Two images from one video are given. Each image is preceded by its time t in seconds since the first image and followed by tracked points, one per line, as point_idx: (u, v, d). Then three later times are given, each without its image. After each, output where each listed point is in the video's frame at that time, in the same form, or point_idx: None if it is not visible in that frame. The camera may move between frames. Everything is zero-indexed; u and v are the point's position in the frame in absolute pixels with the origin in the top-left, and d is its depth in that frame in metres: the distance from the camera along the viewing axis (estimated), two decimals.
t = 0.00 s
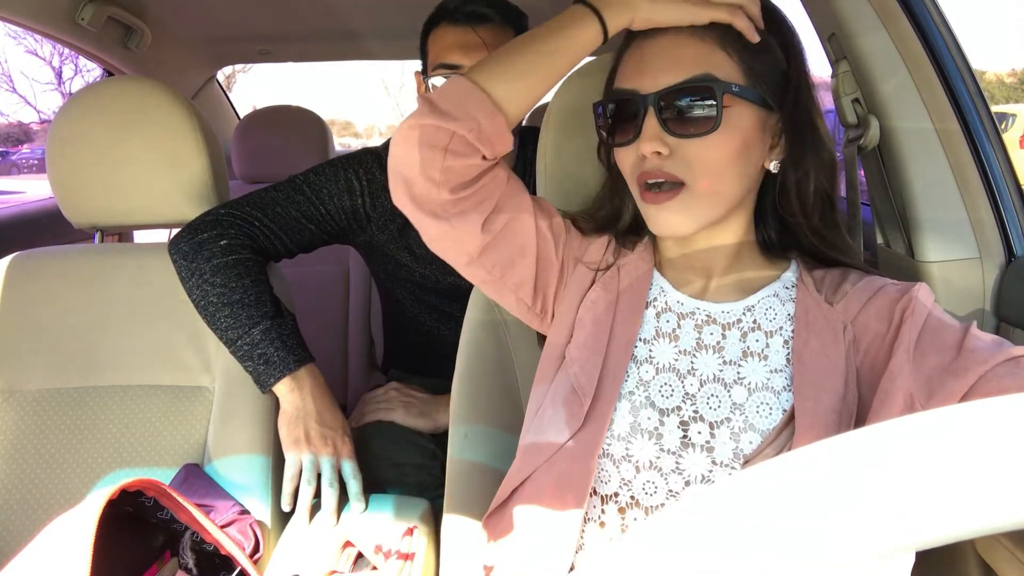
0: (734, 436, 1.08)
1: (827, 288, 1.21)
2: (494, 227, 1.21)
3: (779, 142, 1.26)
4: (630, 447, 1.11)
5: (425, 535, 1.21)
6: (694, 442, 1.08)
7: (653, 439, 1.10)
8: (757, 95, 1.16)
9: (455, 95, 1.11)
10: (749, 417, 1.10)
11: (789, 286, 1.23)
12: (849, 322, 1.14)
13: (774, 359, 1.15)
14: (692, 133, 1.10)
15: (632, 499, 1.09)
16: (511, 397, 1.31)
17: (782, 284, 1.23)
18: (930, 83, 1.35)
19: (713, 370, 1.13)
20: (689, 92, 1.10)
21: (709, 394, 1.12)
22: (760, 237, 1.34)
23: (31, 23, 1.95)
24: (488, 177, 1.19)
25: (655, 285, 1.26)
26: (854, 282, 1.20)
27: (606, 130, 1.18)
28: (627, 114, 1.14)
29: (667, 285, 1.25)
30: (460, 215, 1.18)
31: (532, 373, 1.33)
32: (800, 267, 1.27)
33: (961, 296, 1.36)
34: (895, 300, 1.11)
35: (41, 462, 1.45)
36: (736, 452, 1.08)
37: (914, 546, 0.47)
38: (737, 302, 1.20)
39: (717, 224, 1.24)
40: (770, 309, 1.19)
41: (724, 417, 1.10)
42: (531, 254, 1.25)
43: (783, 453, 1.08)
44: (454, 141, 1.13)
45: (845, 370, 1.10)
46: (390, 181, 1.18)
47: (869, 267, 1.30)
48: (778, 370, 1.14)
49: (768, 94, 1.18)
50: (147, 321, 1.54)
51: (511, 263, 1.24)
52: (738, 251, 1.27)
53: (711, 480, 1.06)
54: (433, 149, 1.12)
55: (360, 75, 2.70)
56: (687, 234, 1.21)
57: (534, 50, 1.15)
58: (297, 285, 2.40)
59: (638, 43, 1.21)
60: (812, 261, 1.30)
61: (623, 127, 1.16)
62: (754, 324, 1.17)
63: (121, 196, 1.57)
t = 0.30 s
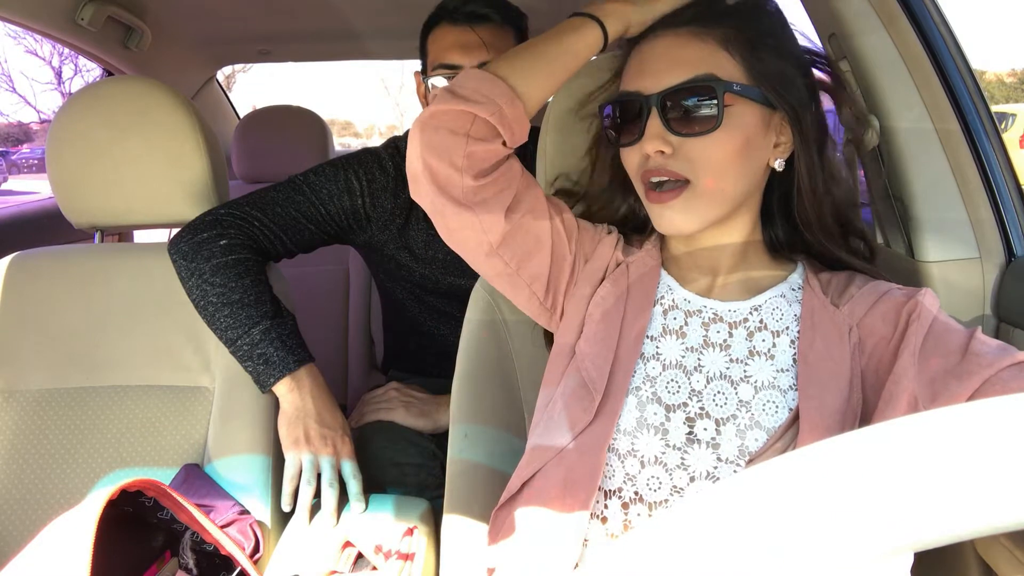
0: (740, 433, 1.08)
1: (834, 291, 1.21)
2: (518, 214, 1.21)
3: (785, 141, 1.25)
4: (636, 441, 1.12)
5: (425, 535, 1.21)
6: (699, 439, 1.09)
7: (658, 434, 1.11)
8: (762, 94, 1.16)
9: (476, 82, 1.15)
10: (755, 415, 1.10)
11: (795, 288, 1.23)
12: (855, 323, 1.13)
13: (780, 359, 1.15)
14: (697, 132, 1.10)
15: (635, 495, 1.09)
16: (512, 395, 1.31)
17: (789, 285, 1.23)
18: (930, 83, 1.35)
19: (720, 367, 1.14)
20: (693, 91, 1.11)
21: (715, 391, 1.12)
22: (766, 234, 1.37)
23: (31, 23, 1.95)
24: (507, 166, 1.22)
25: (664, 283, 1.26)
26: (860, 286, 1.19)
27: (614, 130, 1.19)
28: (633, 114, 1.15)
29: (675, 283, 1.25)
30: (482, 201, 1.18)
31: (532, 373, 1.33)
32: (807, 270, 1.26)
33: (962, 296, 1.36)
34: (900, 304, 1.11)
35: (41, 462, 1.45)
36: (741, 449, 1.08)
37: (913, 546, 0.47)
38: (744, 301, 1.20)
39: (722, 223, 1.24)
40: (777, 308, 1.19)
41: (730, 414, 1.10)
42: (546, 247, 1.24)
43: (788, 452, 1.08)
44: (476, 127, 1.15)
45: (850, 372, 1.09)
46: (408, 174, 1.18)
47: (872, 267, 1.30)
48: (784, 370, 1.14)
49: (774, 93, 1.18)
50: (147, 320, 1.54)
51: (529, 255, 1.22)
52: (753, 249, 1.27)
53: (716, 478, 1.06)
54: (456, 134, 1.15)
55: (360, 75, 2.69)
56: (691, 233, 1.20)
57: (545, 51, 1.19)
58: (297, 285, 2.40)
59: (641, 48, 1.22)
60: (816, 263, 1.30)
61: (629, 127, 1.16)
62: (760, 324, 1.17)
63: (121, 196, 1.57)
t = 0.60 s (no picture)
0: (739, 439, 1.09)
1: (838, 291, 1.21)
2: (495, 243, 1.21)
3: (789, 143, 1.23)
4: (635, 448, 1.12)
5: (425, 535, 1.21)
6: (699, 444, 1.09)
7: (658, 440, 1.11)
8: (767, 93, 1.15)
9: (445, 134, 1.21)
10: (755, 419, 1.10)
11: (798, 289, 1.23)
12: (858, 326, 1.13)
13: (781, 362, 1.15)
14: (695, 125, 1.11)
15: (637, 501, 1.10)
16: (510, 394, 1.30)
17: (790, 287, 1.23)
18: (930, 83, 1.35)
19: (719, 372, 1.14)
20: (699, 85, 1.11)
21: (714, 396, 1.13)
22: (769, 238, 1.35)
23: (31, 23, 1.95)
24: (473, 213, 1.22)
25: (660, 287, 1.27)
26: (864, 287, 1.19)
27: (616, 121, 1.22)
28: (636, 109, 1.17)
29: (672, 286, 1.26)
30: (452, 235, 1.18)
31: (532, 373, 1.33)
32: (810, 270, 1.26)
33: (961, 296, 1.36)
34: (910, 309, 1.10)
35: (41, 462, 1.45)
36: (741, 454, 1.08)
37: (912, 547, 0.47)
38: (744, 303, 1.20)
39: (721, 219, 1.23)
40: (776, 311, 1.19)
41: (729, 419, 1.10)
42: (532, 266, 1.24)
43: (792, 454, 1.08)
44: (445, 173, 1.19)
45: (853, 375, 1.09)
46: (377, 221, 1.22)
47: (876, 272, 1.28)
48: (784, 373, 1.14)
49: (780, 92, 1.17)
50: (147, 320, 1.54)
51: (516, 280, 1.23)
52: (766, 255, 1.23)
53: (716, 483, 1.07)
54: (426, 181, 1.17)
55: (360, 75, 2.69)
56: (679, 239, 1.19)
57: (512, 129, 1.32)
58: (297, 285, 2.40)
59: (649, 43, 1.23)
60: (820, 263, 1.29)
61: (632, 121, 1.18)
62: (760, 326, 1.17)
63: (121, 197, 1.57)
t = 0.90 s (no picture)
0: (734, 440, 1.08)
1: (835, 289, 1.21)
2: (465, 267, 1.22)
3: (781, 145, 1.24)
4: (630, 452, 1.13)
5: (425, 535, 1.21)
6: (693, 447, 1.09)
7: (653, 444, 1.11)
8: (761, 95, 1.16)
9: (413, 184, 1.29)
10: (749, 421, 1.10)
11: (793, 287, 1.23)
12: (855, 324, 1.13)
13: (775, 361, 1.15)
14: (680, 122, 1.11)
15: (634, 504, 1.10)
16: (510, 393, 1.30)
17: (785, 285, 1.23)
18: (930, 83, 1.35)
19: (712, 374, 1.14)
20: (688, 83, 1.12)
21: (708, 398, 1.12)
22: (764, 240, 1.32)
23: (30, 23, 1.95)
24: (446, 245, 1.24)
25: (653, 290, 1.26)
26: (861, 285, 1.19)
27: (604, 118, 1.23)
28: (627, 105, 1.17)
29: (665, 288, 1.26)
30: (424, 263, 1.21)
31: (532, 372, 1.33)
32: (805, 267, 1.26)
33: (961, 296, 1.37)
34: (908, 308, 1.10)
35: (41, 462, 1.45)
36: (736, 457, 1.08)
37: (913, 546, 0.47)
38: (737, 303, 1.20)
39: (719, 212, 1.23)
40: (770, 309, 1.19)
41: (723, 421, 1.10)
42: (507, 279, 1.24)
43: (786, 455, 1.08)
44: (418, 217, 1.24)
45: (849, 374, 1.09)
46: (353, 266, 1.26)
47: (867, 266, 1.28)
48: (778, 373, 1.14)
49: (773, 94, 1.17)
50: (148, 320, 1.54)
51: (496, 298, 1.23)
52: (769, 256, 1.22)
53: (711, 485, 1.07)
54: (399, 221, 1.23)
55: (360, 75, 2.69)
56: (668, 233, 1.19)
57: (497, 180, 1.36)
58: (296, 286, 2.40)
59: (644, 41, 1.23)
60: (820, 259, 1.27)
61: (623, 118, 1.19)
62: (754, 325, 1.17)
63: (121, 197, 1.57)
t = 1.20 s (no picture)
0: (728, 442, 1.09)
1: (827, 271, 1.22)
2: (452, 314, 1.20)
3: (775, 149, 1.21)
4: (625, 456, 1.13)
5: (425, 535, 1.21)
6: (688, 450, 1.10)
7: (647, 448, 1.12)
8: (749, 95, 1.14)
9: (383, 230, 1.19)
10: (744, 421, 1.10)
11: (788, 278, 1.22)
12: (850, 308, 1.13)
13: (772, 358, 1.14)
14: (663, 121, 1.12)
15: (632, 506, 1.12)
16: (510, 393, 1.30)
17: (780, 277, 1.22)
18: (930, 83, 1.35)
19: (709, 375, 1.13)
20: (672, 82, 1.12)
21: (703, 401, 1.12)
22: (762, 239, 1.27)
23: (30, 23, 1.95)
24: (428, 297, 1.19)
25: (649, 292, 1.25)
26: (854, 266, 1.21)
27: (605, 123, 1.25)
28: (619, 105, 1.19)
29: (661, 291, 1.24)
30: (408, 325, 1.18)
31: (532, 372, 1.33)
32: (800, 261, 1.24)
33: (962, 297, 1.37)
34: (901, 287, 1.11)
35: (41, 462, 1.45)
36: (731, 458, 1.09)
37: (913, 546, 0.47)
38: (734, 300, 1.19)
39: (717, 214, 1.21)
40: (768, 304, 1.18)
41: (719, 422, 1.10)
42: (498, 313, 1.24)
43: (785, 443, 1.09)
44: (394, 271, 1.17)
45: (846, 356, 1.09)
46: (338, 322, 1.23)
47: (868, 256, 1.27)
48: (775, 370, 1.13)
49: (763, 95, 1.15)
50: (148, 320, 1.54)
51: (488, 332, 1.24)
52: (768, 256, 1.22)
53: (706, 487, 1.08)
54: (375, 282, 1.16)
55: (360, 75, 2.69)
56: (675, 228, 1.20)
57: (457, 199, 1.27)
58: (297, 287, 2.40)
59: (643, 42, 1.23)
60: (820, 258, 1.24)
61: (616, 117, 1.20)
62: (752, 322, 1.17)
63: (121, 197, 1.57)
